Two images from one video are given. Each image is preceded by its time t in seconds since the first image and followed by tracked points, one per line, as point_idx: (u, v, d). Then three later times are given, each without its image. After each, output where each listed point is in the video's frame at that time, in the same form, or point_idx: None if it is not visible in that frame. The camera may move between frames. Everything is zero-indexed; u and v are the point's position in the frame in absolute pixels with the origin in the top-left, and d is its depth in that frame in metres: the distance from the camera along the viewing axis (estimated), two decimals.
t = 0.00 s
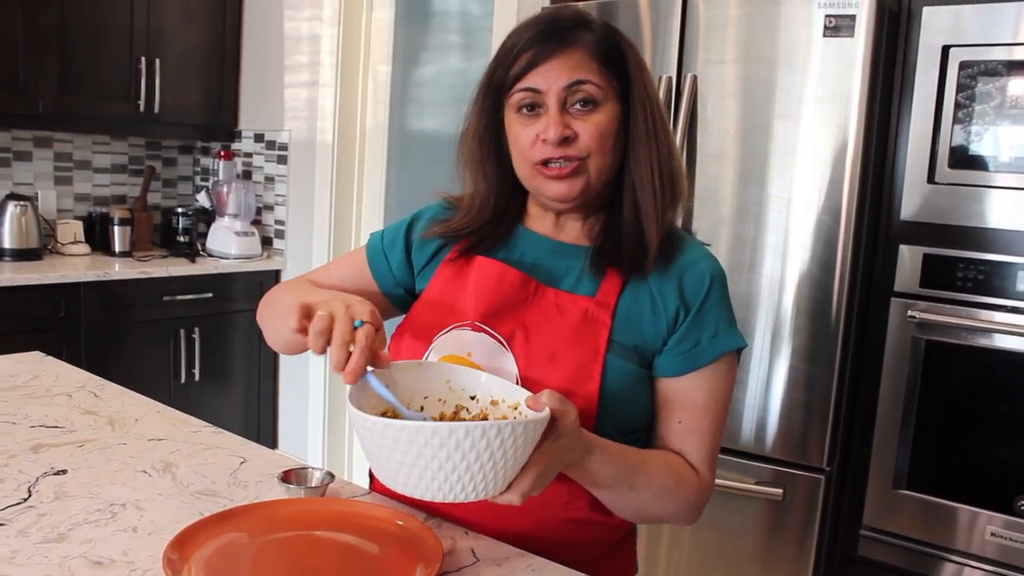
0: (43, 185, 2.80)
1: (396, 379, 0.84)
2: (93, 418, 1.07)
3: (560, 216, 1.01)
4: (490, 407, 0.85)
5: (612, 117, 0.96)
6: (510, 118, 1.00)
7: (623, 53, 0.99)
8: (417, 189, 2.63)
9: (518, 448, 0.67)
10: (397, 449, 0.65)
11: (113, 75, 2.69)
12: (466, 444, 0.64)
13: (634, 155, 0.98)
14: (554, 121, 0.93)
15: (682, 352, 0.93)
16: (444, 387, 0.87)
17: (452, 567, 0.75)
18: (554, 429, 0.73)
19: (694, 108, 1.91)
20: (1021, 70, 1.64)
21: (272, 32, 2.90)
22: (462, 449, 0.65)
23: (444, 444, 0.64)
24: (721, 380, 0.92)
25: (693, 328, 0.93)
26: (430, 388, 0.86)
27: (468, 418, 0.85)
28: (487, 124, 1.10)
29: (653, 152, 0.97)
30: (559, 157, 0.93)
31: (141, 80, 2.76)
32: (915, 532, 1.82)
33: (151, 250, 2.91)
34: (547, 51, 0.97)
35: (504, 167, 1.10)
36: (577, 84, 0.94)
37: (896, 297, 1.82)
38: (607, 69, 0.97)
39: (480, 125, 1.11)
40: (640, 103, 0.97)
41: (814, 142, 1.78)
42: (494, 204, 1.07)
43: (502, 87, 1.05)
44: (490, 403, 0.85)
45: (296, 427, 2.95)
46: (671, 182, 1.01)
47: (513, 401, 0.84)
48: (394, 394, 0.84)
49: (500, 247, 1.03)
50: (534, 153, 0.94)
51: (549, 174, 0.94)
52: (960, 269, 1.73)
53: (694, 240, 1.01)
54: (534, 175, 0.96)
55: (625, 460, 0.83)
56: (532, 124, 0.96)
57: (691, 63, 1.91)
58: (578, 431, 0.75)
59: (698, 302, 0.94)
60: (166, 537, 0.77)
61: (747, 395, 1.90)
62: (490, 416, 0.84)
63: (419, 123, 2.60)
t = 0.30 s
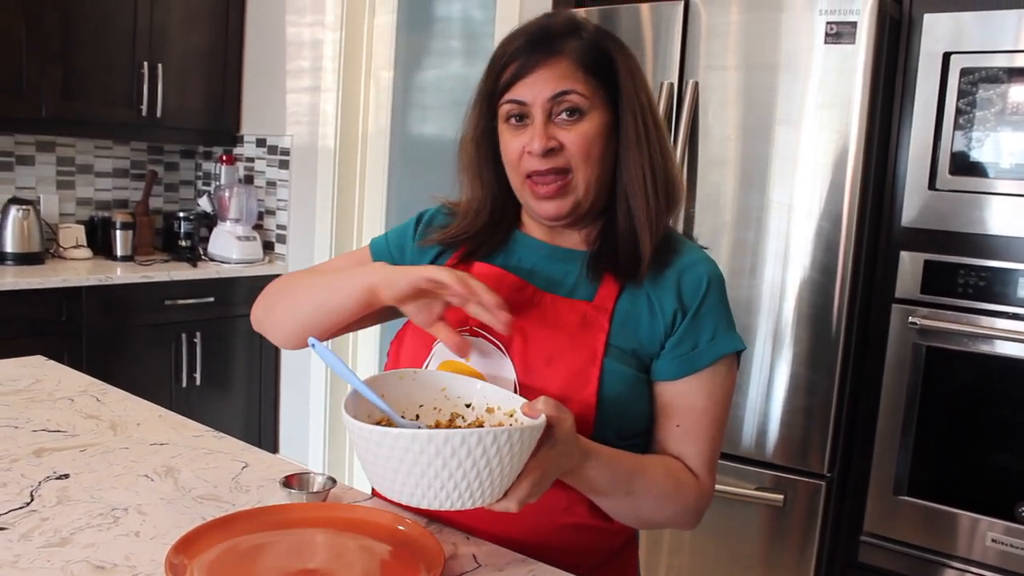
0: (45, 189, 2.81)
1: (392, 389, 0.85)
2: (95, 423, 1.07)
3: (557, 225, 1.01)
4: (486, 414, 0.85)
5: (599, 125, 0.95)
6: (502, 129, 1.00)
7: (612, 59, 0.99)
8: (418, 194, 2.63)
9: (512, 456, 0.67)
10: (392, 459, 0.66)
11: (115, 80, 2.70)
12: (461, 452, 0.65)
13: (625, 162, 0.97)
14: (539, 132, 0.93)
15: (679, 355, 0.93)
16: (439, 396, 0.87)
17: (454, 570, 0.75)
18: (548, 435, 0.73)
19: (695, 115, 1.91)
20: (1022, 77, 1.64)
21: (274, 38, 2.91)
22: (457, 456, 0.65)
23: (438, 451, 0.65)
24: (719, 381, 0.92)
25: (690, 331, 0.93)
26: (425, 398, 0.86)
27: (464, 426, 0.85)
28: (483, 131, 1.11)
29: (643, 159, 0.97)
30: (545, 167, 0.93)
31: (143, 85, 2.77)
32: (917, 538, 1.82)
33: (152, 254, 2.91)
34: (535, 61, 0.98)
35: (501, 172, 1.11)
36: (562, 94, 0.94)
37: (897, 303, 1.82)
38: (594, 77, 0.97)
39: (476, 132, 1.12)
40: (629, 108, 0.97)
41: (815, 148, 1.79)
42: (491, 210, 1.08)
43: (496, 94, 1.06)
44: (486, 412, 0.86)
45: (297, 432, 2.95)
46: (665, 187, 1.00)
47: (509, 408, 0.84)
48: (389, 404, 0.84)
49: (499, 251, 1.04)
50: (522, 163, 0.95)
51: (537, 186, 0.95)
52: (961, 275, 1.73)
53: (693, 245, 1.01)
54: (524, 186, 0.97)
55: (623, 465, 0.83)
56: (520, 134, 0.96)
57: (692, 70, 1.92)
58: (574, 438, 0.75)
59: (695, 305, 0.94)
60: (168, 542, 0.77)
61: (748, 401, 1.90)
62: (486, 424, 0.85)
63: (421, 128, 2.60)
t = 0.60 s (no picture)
0: (46, 190, 2.81)
1: (403, 389, 0.84)
2: (95, 424, 1.07)
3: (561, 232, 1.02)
4: (496, 416, 0.86)
5: (598, 137, 0.95)
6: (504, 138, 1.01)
7: (612, 67, 0.97)
8: (417, 196, 2.63)
9: (524, 455, 0.66)
10: (403, 458, 0.66)
11: (116, 82, 2.71)
12: (470, 452, 0.64)
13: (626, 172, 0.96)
14: (535, 145, 0.93)
15: (686, 361, 0.93)
16: (449, 397, 0.87)
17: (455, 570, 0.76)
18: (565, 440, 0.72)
19: (695, 119, 1.92)
20: (1021, 82, 1.64)
21: (274, 40, 2.91)
22: (467, 457, 0.65)
23: (448, 451, 0.64)
24: (723, 390, 0.93)
25: (697, 337, 0.93)
26: (434, 399, 0.86)
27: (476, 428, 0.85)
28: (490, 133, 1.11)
29: (644, 169, 0.96)
30: (543, 181, 0.94)
31: (143, 87, 2.77)
32: (916, 542, 1.82)
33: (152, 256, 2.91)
34: (534, 71, 0.97)
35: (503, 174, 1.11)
36: (558, 107, 0.94)
37: (897, 307, 1.82)
38: (592, 88, 0.95)
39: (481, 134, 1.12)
40: (629, 116, 0.96)
41: (815, 152, 1.79)
42: (496, 213, 1.08)
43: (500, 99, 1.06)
44: (497, 413, 0.86)
45: (297, 434, 2.95)
46: (669, 191, 0.99)
47: (520, 410, 0.84)
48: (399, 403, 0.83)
49: (501, 255, 1.05)
50: (522, 175, 0.96)
51: (536, 196, 0.96)
52: (960, 280, 1.73)
53: (700, 254, 1.00)
54: (525, 195, 0.97)
55: (631, 470, 0.83)
56: (519, 146, 0.96)
57: (692, 74, 1.92)
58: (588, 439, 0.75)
59: (702, 311, 0.94)
60: (168, 543, 0.77)
61: (747, 404, 1.90)
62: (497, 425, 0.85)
63: (421, 131, 2.60)
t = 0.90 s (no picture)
0: (44, 192, 2.81)
1: (386, 399, 0.84)
2: (94, 426, 1.07)
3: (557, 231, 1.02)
4: (483, 422, 0.86)
5: (592, 136, 0.95)
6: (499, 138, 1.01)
7: (607, 68, 0.97)
8: (415, 198, 2.62)
9: (523, 460, 0.67)
10: (394, 461, 0.66)
11: (115, 84, 2.71)
12: (460, 457, 0.64)
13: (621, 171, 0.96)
14: (528, 145, 0.94)
15: (681, 363, 0.93)
16: (433, 407, 0.86)
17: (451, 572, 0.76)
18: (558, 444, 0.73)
19: (694, 120, 1.92)
20: (1019, 83, 1.65)
21: (273, 42, 2.92)
22: (458, 462, 0.64)
23: (438, 457, 0.64)
24: (721, 393, 0.93)
25: (694, 339, 0.93)
26: (419, 408, 0.85)
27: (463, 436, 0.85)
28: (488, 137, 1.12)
29: (638, 168, 0.95)
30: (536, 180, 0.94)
31: (142, 89, 2.77)
32: (914, 543, 1.82)
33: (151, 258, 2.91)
34: (528, 73, 0.98)
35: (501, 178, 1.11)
36: (552, 106, 0.94)
37: (895, 308, 1.82)
38: (586, 88, 0.95)
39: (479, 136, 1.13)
40: (623, 116, 0.95)
41: (813, 153, 1.79)
42: (493, 216, 1.09)
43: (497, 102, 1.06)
44: (484, 419, 0.86)
45: (295, 435, 2.95)
46: (664, 192, 0.98)
47: (507, 415, 0.85)
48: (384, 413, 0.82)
49: (498, 258, 1.05)
50: (515, 175, 0.96)
51: (530, 196, 0.96)
52: (958, 281, 1.73)
53: (700, 256, 0.99)
54: (519, 195, 0.97)
55: (625, 474, 0.84)
56: (513, 146, 0.97)
57: (690, 75, 1.92)
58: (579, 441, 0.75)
59: (698, 314, 0.94)
60: (166, 545, 0.77)
61: (746, 405, 1.90)
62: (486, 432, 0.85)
63: (419, 132, 2.60)
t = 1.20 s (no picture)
0: (43, 191, 2.81)
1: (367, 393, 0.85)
2: (93, 425, 1.07)
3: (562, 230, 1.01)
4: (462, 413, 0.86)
5: (602, 129, 0.95)
6: (502, 137, 1.00)
7: (610, 64, 0.98)
8: (415, 197, 2.62)
9: (487, 437, 0.67)
10: (366, 440, 0.66)
11: (114, 84, 2.70)
12: (433, 432, 0.65)
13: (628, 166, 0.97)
14: (540, 140, 0.93)
15: (683, 363, 0.92)
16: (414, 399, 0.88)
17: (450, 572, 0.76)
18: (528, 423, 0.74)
19: (694, 119, 1.92)
20: (1019, 83, 1.65)
21: (272, 41, 2.91)
22: (431, 436, 0.65)
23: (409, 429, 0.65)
24: (724, 393, 0.91)
25: (696, 339, 0.93)
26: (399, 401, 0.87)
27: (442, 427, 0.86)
28: (486, 139, 1.11)
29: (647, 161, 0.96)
30: (547, 175, 0.94)
31: (141, 89, 2.77)
32: (914, 542, 1.82)
33: (150, 257, 2.91)
34: (532, 71, 0.98)
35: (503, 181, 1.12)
36: (562, 100, 0.94)
37: (895, 308, 1.82)
38: (593, 83, 0.96)
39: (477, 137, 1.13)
40: (631, 109, 0.96)
41: (813, 152, 1.79)
42: (495, 220, 1.09)
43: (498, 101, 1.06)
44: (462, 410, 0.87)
45: (294, 434, 2.95)
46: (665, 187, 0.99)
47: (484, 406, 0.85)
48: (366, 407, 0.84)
49: (500, 259, 1.05)
50: (525, 172, 0.95)
51: (540, 192, 0.95)
52: (958, 281, 1.73)
53: (699, 255, 1.00)
54: (527, 192, 0.97)
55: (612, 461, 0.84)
56: (521, 143, 0.96)
57: (690, 74, 1.92)
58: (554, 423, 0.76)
59: (700, 313, 0.93)
60: (166, 544, 0.77)
61: (746, 404, 1.90)
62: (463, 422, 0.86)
63: (418, 132, 2.60)
